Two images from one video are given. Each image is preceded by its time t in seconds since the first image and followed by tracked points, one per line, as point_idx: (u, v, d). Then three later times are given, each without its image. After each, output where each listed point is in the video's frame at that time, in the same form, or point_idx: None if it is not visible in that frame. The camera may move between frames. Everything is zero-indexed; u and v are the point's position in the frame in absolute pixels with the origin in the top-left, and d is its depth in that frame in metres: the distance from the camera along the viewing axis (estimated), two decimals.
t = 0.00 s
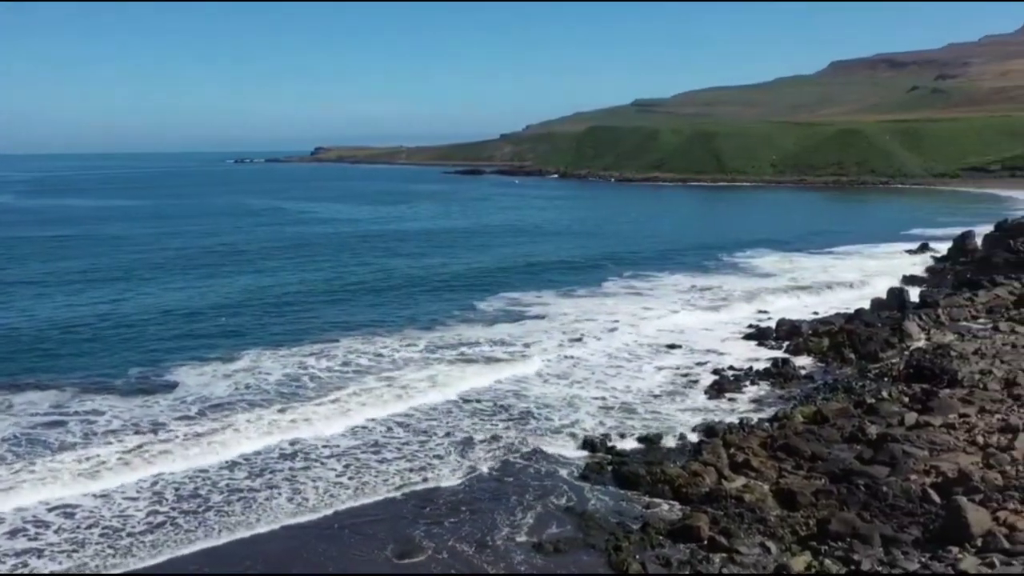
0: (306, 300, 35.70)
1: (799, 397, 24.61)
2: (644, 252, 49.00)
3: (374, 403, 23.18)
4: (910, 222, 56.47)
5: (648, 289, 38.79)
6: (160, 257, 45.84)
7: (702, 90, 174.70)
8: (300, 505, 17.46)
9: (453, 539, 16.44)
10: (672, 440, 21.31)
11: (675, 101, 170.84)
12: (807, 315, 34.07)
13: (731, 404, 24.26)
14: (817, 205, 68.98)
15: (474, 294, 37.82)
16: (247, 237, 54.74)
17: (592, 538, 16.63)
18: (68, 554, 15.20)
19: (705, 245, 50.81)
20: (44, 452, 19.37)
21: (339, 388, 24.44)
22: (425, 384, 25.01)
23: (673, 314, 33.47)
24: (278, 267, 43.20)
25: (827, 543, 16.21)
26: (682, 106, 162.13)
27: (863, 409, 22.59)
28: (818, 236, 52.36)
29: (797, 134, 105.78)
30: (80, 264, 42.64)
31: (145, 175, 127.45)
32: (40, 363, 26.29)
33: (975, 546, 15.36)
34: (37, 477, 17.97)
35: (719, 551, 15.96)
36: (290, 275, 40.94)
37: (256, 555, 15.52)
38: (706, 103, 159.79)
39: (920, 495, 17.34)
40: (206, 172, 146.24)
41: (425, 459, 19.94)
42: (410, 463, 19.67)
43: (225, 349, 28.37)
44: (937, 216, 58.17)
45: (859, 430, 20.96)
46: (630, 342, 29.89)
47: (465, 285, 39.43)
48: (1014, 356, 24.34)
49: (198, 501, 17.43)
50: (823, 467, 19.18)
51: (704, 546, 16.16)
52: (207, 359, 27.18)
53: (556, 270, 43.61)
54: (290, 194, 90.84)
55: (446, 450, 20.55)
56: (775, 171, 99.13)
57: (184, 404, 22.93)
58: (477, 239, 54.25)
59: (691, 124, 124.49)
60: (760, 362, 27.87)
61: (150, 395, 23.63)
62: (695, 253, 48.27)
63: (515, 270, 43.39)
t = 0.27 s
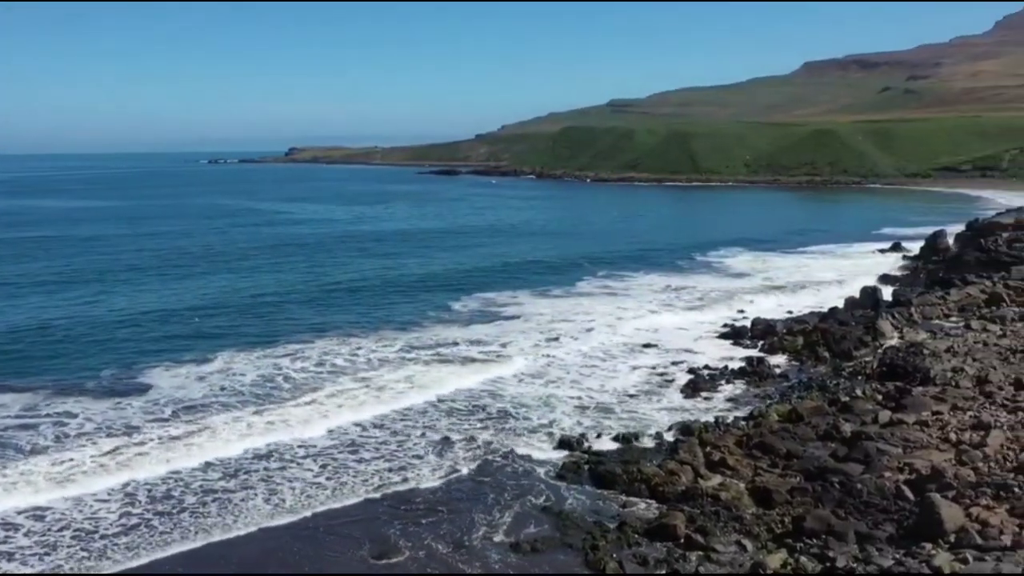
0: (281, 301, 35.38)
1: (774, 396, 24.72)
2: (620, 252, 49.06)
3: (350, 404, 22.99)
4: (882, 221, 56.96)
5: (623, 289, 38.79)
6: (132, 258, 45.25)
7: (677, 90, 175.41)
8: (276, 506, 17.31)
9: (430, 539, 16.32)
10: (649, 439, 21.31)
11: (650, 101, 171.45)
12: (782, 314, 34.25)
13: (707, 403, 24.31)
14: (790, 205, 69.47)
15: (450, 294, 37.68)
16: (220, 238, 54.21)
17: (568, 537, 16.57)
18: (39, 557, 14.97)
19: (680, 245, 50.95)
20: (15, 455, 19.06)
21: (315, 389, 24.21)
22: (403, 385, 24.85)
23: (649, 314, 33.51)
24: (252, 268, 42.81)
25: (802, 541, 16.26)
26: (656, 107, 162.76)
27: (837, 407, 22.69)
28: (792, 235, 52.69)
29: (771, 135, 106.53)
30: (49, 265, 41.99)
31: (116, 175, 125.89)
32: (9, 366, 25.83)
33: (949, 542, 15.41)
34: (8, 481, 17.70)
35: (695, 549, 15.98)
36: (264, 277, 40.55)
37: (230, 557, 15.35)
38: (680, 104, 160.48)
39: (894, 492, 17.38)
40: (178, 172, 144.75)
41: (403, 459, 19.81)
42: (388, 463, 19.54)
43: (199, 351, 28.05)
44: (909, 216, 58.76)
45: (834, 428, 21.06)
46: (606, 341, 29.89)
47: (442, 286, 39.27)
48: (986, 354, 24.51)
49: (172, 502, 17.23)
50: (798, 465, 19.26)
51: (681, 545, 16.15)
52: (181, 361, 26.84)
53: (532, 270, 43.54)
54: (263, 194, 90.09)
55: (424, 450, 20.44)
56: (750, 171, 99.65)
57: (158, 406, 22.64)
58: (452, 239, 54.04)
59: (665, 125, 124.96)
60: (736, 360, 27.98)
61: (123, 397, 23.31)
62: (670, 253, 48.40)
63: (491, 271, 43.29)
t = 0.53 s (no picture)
0: (252, 302, 35.00)
1: (746, 394, 24.84)
2: (593, 252, 49.11)
3: (323, 405, 22.77)
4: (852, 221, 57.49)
5: (596, 289, 38.80)
6: (100, 260, 44.56)
7: (648, 91, 176.22)
8: (249, 506, 17.15)
9: (404, 539, 16.22)
10: (622, 438, 21.30)
11: (621, 102, 172.00)
12: (750, 314, 34.36)
13: (681, 402, 24.37)
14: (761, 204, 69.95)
15: (424, 295, 37.49)
16: (190, 238, 53.55)
17: (543, 537, 16.50)
18: (6, 562, 14.74)
19: (653, 245, 51.10)
20: None
21: (289, 390, 23.98)
22: (377, 385, 24.70)
23: (622, 314, 33.56)
24: (223, 269, 42.33)
25: (775, 538, 16.32)
26: (628, 107, 163.34)
27: (809, 405, 22.82)
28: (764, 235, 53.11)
29: (742, 135, 107.27)
30: (14, 266, 41.24)
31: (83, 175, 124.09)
32: None
33: (919, 538, 15.52)
34: None
35: (669, 547, 15.98)
36: (235, 278, 40.09)
37: (204, 556, 15.22)
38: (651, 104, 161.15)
39: (865, 489, 17.47)
40: (147, 171, 142.94)
41: (379, 459, 19.71)
42: (364, 463, 19.43)
43: (169, 352, 27.67)
44: (878, 215, 59.39)
45: (805, 426, 21.18)
46: (580, 341, 29.89)
47: (415, 287, 39.06)
48: (954, 352, 24.75)
49: (142, 504, 17.03)
50: (770, 462, 19.33)
51: (654, 543, 16.15)
52: (151, 363, 26.46)
53: (505, 271, 43.43)
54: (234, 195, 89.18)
55: (400, 450, 20.35)
56: (721, 171, 100.21)
57: (127, 409, 22.29)
58: (424, 240, 53.79)
59: (637, 126, 125.48)
60: (708, 360, 28.05)
61: (92, 400, 22.91)
62: (643, 252, 48.52)
63: (465, 271, 43.15)
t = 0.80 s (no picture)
0: (221, 303, 34.58)
1: (717, 393, 24.93)
2: (564, 252, 49.13)
3: (294, 406, 22.53)
4: (820, 220, 58.03)
5: (568, 289, 38.78)
6: (64, 261, 43.79)
7: (617, 91, 176.85)
8: (219, 507, 17.01)
9: (376, 539, 16.11)
10: (594, 437, 21.25)
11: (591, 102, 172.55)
12: (719, 313, 34.50)
13: (652, 401, 24.39)
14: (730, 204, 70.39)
15: (394, 295, 37.27)
16: (156, 239, 52.81)
17: (515, 536, 16.41)
18: None
19: (624, 245, 51.19)
20: None
21: (260, 391, 23.73)
22: (349, 386, 24.52)
23: (593, 314, 33.58)
24: (191, 270, 41.79)
25: (746, 535, 16.36)
26: (598, 107, 163.79)
27: (779, 404, 22.96)
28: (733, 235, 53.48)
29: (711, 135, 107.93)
30: None
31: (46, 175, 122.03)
32: None
33: (887, 534, 15.64)
34: None
35: (641, 545, 15.95)
36: (203, 279, 39.57)
37: (172, 557, 15.11)
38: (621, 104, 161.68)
39: (834, 486, 17.56)
40: (112, 171, 140.82)
41: (352, 459, 19.59)
42: (338, 464, 19.32)
43: (136, 355, 27.26)
44: (844, 215, 60.03)
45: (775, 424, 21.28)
46: (553, 340, 29.86)
47: (386, 288, 38.81)
48: (921, 350, 25.02)
49: (110, 506, 16.85)
50: (741, 460, 19.39)
51: (626, 541, 16.14)
52: (118, 366, 26.04)
53: (476, 271, 43.29)
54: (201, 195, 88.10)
55: (374, 450, 20.22)
56: (690, 170, 100.74)
57: (94, 411, 21.91)
58: (395, 241, 53.49)
59: (607, 126, 125.94)
60: (678, 359, 28.12)
61: (57, 403, 22.50)
62: (614, 252, 48.59)
63: (436, 272, 42.96)
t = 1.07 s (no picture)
0: (188, 304, 34.13)
1: (686, 392, 24.99)
2: (533, 252, 49.10)
3: (264, 407, 22.28)
4: (787, 220, 58.49)
5: (538, 289, 38.74)
6: (25, 262, 42.95)
7: (585, 91, 177.21)
8: (188, 509, 16.92)
9: (347, 540, 15.98)
10: (564, 436, 21.21)
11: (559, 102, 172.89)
12: (688, 312, 34.64)
13: (624, 400, 24.39)
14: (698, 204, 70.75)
15: (364, 296, 36.99)
16: (121, 241, 51.95)
17: (486, 536, 16.32)
18: None
19: (593, 245, 51.22)
20: None
21: (229, 392, 23.49)
22: (319, 386, 24.36)
23: (564, 314, 33.57)
24: (156, 271, 41.22)
25: (716, 533, 16.40)
26: (566, 107, 164.03)
27: (748, 402, 23.06)
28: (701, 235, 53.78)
29: (679, 136, 108.42)
30: None
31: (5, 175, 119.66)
32: None
33: (855, 530, 15.75)
34: None
35: (612, 544, 15.91)
36: (169, 281, 39.04)
37: (139, 559, 15.04)
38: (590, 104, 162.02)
39: (803, 483, 17.64)
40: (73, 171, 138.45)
41: (324, 460, 19.49)
42: (310, 464, 19.22)
43: (101, 357, 26.84)
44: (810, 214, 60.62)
45: (745, 421, 21.38)
46: (523, 340, 29.81)
47: (355, 289, 38.53)
48: (887, 348, 25.27)
49: (76, 509, 16.71)
50: (711, 458, 19.45)
51: (597, 540, 16.10)
52: (83, 368, 25.62)
53: (446, 272, 43.10)
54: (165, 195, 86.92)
55: (345, 450, 20.12)
56: (659, 171, 101.19)
57: (58, 414, 21.54)
58: (363, 242, 53.13)
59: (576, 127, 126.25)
60: (648, 358, 28.19)
61: (20, 406, 22.08)
62: (583, 253, 48.58)
63: (405, 273, 42.73)
